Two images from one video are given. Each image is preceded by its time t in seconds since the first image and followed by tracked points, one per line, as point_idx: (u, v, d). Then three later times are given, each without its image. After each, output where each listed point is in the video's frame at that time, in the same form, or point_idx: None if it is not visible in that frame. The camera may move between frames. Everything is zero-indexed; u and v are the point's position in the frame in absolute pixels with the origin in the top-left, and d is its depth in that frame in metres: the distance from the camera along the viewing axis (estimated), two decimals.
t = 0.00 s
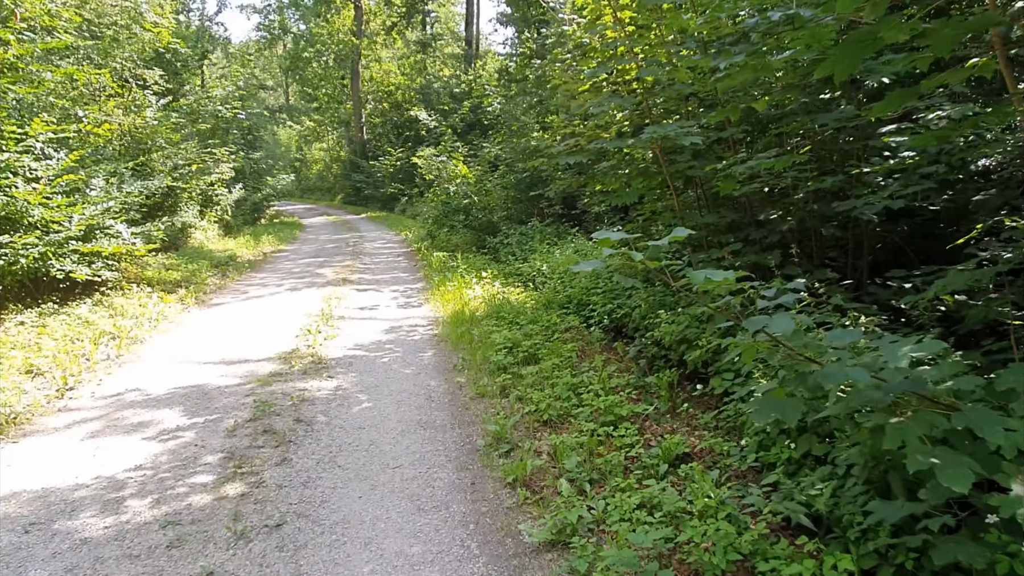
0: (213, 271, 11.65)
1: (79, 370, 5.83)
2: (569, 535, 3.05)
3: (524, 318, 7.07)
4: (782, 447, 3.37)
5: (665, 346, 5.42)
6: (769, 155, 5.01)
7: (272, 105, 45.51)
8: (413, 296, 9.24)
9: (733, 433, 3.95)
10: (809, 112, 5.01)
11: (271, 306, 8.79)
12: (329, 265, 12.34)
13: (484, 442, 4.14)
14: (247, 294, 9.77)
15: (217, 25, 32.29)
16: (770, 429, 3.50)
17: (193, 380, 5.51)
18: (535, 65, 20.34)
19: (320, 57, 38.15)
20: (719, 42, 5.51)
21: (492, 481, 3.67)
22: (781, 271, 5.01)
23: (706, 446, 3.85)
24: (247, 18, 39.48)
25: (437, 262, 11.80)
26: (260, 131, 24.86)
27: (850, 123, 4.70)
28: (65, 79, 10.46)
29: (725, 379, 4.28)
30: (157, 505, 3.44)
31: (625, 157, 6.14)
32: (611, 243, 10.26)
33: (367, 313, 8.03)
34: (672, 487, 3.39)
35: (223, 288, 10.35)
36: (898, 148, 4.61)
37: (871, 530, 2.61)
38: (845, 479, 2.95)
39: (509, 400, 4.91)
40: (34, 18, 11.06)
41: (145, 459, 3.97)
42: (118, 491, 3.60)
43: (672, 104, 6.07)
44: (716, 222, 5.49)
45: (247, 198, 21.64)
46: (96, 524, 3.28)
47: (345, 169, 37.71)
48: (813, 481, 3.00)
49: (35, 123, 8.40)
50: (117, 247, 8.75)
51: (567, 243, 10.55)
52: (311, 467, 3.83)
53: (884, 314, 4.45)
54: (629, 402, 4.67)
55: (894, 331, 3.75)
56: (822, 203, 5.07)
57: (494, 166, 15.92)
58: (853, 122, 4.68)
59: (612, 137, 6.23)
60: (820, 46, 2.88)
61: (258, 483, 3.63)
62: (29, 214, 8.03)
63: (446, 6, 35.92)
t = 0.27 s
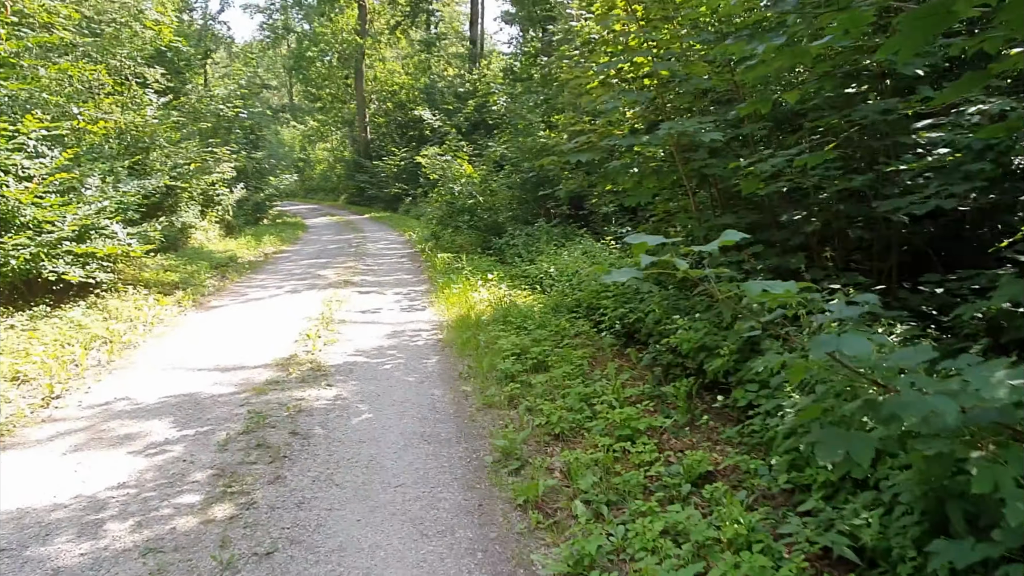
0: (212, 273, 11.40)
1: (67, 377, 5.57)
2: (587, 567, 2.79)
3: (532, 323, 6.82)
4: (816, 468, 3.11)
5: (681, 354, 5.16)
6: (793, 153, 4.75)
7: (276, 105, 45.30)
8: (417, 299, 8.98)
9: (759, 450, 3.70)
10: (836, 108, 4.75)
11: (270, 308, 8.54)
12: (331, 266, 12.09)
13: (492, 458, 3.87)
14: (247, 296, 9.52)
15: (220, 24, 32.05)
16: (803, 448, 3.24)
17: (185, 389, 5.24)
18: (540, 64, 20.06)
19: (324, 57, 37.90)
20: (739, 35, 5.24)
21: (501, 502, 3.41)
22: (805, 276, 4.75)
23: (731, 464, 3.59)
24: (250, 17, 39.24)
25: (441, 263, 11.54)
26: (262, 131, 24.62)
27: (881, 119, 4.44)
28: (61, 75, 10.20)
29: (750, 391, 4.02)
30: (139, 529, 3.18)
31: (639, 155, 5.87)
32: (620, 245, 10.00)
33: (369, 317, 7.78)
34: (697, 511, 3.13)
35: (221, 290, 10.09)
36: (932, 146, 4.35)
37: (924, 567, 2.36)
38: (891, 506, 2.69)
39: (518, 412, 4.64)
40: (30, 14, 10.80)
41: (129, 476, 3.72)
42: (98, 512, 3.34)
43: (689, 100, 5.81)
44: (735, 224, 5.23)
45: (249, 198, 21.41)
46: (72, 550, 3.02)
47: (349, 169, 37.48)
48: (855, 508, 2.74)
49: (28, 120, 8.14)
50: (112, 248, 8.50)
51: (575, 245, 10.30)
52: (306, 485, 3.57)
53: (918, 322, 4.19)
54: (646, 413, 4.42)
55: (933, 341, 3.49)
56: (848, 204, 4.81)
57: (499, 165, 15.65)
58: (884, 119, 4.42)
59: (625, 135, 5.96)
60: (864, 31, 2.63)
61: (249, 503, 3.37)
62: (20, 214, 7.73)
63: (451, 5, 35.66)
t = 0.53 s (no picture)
0: (213, 277, 11.14)
1: (55, 390, 5.31)
2: None
3: (543, 333, 6.54)
4: (861, 503, 2.84)
5: (702, 368, 4.89)
6: (823, 156, 4.48)
7: (281, 105, 45.08)
8: (422, 305, 8.71)
9: (792, 477, 3.43)
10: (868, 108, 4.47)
11: (270, 315, 8.27)
12: (335, 270, 11.83)
13: (503, 485, 3.60)
14: (247, 302, 9.26)
15: (224, 24, 31.80)
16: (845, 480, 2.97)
17: (177, 404, 4.98)
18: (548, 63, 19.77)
19: (329, 57, 37.64)
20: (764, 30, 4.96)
21: (514, 537, 3.13)
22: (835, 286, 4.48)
23: (762, 494, 3.32)
24: (255, 16, 39.00)
25: (448, 267, 11.28)
26: (266, 131, 24.36)
27: (919, 121, 4.16)
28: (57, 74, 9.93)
29: (780, 413, 3.75)
30: (118, 568, 2.90)
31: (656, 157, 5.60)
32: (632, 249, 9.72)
33: (372, 324, 7.51)
34: (730, 550, 2.86)
35: (222, 295, 9.83)
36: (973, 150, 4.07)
37: None
38: (951, 552, 2.42)
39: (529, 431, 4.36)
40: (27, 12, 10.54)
41: (112, 504, 3.45)
42: (75, 548, 3.07)
43: (708, 99, 5.54)
44: (759, 230, 4.96)
45: (252, 199, 21.15)
46: None
47: (354, 170, 37.24)
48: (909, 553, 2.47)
49: (21, 120, 7.87)
50: (107, 253, 8.24)
51: (585, 249, 10.02)
52: (302, 516, 3.29)
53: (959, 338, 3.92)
54: (666, 434, 4.15)
55: (979, 358, 3.23)
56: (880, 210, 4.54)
57: (506, 166, 15.37)
58: (922, 120, 4.15)
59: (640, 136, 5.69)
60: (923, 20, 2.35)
61: (239, 538, 3.09)
62: (12, 218, 7.40)
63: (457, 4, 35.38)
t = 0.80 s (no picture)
0: (210, 276, 10.89)
1: (38, 395, 5.05)
2: None
3: (550, 336, 6.29)
4: (907, 531, 2.59)
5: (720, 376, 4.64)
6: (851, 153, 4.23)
7: (282, 102, 44.84)
8: (424, 305, 8.45)
9: (824, 497, 3.18)
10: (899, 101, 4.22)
11: (267, 316, 8.02)
12: (335, 270, 11.57)
13: (512, 504, 3.34)
14: (245, 301, 9.01)
15: (225, 20, 31.54)
16: (888, 505, 2.72)
17: (167, 411, 4.73)
18: (552, 60, 19.50)
19: (331, 54, 37.37)
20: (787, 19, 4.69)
21: (524, 563, 2.88)
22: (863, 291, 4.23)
23: (794, 517, 3.07)
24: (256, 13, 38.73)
25: (450, 267, 11.03)
26: (267, 128, 24.12)
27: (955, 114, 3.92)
28: (51, 68, 9.67)
29: (809, 426, 3.50)
30: None
31: (671, 153, 5.35)
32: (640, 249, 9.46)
33: (373, 326, 7.26)
34: None
35: (218, 294, 9.57)
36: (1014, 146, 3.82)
37: None
38: None
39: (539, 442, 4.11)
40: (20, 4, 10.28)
41: (90, 523, 3.19)
42: (46, 574, 2.81)
43: (726, 93, 5.28)
44: (780, 230, 4.71)
45: (253, 197, 20.91)
46: None
47: (356, 168, 37.01)
48: None
49: (11, 114, 7.61)
50: (100, 251, 7.98)
51: (592, 249, 9.77)
52: (294, 538, 3.04)
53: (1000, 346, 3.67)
54: (685, 447, 3.90)
55: None
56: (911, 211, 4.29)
57: (510, 164, 15.12)
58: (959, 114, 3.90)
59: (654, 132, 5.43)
60: None
61: (225, 563, 2.84)
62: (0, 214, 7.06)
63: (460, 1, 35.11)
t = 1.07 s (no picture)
0: (207, 280, 10.64)
1: (22, 410, 4.79)
2: None
3: (559, 345, 6.04)
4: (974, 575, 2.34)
5: (743, 390, 4.39)
6: (885, 155, 3.97)
7: (282, 103, 44.61)
8: (427, 311, 8.19)
9: (868, 529, 2.93)
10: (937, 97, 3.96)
11: (265, 322, 7.76)
12: (336, 273, 11.31)
13: (527, 536, 3.08)
14: (242, 307, 8.76)
15: (225, 20, 31.30)
16: (947, 544, 2.47)
17: (157, 428, 4.47)
18: (555, 60, 19.22)
19: (331, 54, 37.11)
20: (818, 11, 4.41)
21: None
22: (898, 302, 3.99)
23: (837, 552, 2.81)
24: (256, 13, 38.49)
25: (454, 271, 10.77)
26: (266, 128, 23.87)
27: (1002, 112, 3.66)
28: (43, 67, 9.41)
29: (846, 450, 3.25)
30: None
31: (688, 154, 5.10)
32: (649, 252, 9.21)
33: (374, 333, 6.99)
34: None
35: (215, 300, 9.31)
36: None
37: None
38: None
39: (552, 463, 3.85)
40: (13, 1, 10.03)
41: (68, 559, 2.93)
42: None
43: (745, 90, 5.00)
44: (806, 236, 4.46)
45: (252, 198, 20.66)
46: None
47: (356, 168, 36.76)
48: None
49: None
50: (92, 256, 7.72)
51: (599, 252, 9.51)
52: None
53: None
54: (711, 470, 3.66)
55: None
56: (947, 215, 4.04)
57: (513, 165, 14.85)
58: (1006, 111, 3.65)
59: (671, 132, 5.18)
60: None
61: None
62: None
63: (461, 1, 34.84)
